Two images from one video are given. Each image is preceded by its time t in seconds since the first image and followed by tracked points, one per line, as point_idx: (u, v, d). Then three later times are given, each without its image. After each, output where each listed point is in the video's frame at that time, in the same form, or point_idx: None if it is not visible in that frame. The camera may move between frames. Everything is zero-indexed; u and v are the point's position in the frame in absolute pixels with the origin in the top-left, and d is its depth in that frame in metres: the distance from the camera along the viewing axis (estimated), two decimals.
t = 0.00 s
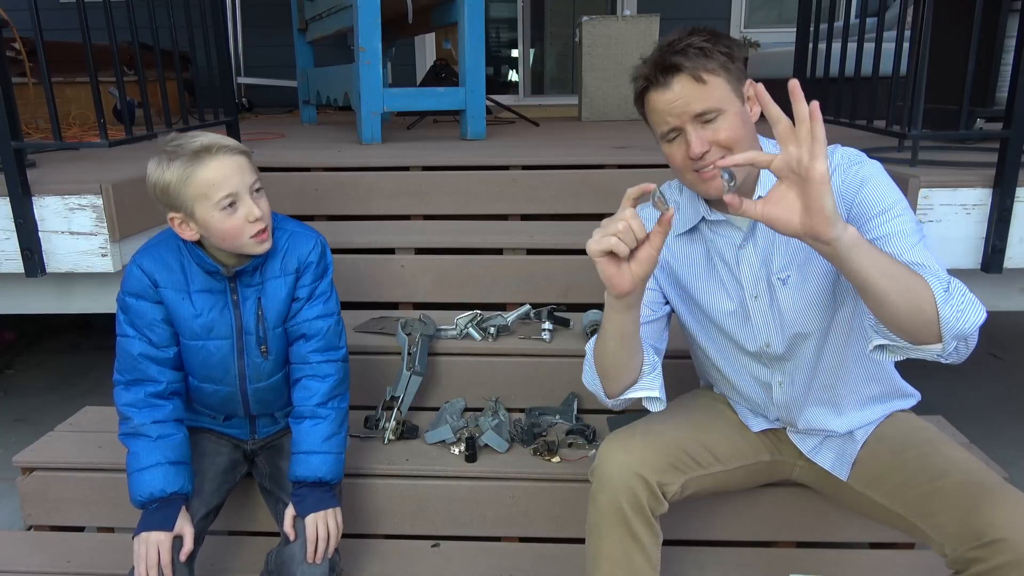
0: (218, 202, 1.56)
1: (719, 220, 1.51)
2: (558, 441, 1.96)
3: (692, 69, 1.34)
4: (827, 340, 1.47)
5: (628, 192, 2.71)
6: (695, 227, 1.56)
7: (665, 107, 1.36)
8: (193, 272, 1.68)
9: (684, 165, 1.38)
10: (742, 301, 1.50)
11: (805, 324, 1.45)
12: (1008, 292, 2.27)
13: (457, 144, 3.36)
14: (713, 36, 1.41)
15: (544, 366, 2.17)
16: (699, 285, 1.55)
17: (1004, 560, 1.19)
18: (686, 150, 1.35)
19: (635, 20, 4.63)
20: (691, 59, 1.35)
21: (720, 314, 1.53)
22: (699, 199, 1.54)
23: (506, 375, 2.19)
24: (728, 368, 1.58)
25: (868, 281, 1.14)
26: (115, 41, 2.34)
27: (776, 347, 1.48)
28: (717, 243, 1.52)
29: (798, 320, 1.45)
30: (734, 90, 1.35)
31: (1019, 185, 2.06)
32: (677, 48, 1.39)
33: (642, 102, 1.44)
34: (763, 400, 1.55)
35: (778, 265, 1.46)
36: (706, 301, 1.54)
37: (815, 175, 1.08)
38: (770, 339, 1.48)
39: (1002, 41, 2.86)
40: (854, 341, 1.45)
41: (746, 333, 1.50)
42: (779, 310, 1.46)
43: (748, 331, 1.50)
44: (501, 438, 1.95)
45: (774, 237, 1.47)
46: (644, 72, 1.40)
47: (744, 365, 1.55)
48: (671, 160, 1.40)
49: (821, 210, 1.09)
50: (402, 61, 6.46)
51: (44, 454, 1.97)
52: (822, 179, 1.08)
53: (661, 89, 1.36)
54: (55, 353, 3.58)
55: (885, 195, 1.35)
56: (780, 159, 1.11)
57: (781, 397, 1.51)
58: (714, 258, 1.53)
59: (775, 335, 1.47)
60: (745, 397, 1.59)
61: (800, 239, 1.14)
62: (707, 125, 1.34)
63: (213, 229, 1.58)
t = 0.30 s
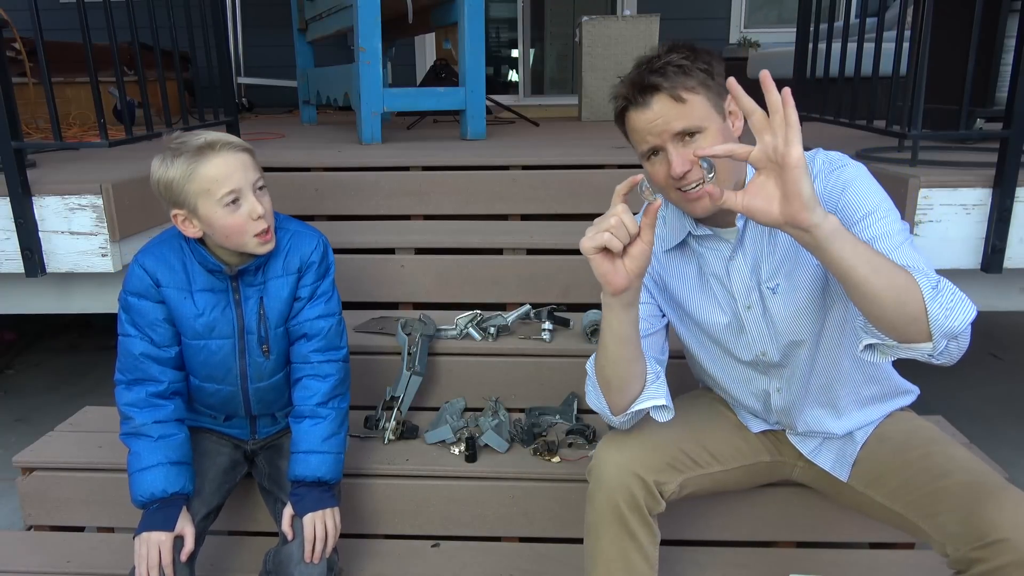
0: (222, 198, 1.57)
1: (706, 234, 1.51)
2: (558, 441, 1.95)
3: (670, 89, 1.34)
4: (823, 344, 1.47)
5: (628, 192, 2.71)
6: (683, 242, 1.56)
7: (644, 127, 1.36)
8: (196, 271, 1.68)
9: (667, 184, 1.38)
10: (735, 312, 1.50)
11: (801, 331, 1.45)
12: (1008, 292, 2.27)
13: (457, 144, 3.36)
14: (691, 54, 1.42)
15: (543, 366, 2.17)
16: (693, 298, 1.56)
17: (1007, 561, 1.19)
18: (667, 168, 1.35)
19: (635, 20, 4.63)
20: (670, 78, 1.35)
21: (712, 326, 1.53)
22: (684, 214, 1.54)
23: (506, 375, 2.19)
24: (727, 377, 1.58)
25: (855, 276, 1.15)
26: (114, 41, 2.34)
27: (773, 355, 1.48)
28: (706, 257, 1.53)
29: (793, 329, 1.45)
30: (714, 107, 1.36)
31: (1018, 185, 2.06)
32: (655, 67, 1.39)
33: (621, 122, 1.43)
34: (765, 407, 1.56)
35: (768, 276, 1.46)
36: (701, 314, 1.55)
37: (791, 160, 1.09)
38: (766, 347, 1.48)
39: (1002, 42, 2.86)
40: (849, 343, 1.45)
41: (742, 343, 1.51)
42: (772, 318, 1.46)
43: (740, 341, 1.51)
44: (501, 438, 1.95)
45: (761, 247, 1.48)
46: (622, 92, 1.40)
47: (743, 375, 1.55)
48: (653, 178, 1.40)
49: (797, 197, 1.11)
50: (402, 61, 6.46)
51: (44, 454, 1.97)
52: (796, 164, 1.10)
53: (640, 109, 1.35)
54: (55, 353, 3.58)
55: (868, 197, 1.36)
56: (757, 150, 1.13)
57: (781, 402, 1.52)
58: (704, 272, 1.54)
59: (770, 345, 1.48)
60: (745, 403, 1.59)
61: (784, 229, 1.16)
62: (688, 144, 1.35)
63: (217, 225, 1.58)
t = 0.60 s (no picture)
0: (229, 199, 1.57)
1: (705, 235, 1.51)
2: (558, 441, 1.95)
3: (678, 88, 1.34)
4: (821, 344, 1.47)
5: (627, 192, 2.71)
6: (682, 244, 1.56)
7: (649, 127, 1.35)
8: (199, 271, 1.68)
9: (671, 186, 1.37)
10: (733, 314, 1.50)
11: (799, 332, 1.45)
12: (1008, 292, 2.27)
13: (457, 144, 3.36)
14: (697, 55, 1.42)
15: (543, 366, 2.17)
16: (692, 299, 1.55)
17: (1006, 561, 1.19)
18: (672, 169, 1.35)
19: (635, 20, 4.63)
20: (677, 78, 1.35)
21: (711, 327, 1.53)
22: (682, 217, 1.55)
23: (506, 376, 2.19)
24: (726, 377, 1.58)
25: (855, 257, 1.16)
26: (114, 41, 2.33)
27: (772, 357, 1.48)
28: (704, 259, 1.53)
29: (791, 330, 1.45)
30: (720, 109, 1.36)
31: (1018, 185, 2.06)
32: (661, 66, 1.39)
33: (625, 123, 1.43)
34: (764, 408, 1.55)
35: (766, 278, 1.46)
36: (700, 315, 1.54)
37: (783, 141, 1.12)
38: (764, 348, 1.48)
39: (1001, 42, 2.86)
40: (847, 344, 1.45)
41: (741, 345, 1.51)
42: (770, 320, 1.47)
43: (739, 343, 1.51)
44: (501, 438, 1.95)
45: (760, 249, 1.48)
46: (628, 90, 1.39)
47: (742, 376, 1.55)
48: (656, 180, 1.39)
49: (793, 174, 1.14)
50: (402, 61, 6.46)
51: (44, 454, 1.97)
52: (789, 144, 1.12)
53: (646, 108, 1.35)
54: (56, 353, 3.59)
55: (866, 193, 1.36)
56: (752, 136, 1.15)
57: (780, 403, 1.52)
58: (702, 274, 1.54)
59: (768, 346, 1.48)
60: (744, 404, 1.59)
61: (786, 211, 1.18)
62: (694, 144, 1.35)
63: (224, 226, 1.58)
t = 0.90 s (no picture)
0: (247, 203, 1.57)
1: (706, 234, 1.52)
2: (558, 441, 1.95)
3: (690, 88, 1.34)
4: (822, 344, 1.47)
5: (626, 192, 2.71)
6: (683, 242, 1.56)
7: (658, 125, 1.36)
8: (205, 270, 1.68)
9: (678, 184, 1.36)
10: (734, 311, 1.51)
11: (799, 330, 1.46)
12: (1007, 292, 2.27)
13: (457, 144, 3.36)
14: (709, 56, 1.42)
15: (543, 366, 2.17)
16: (692, 297, 1.55)
17: (1006, 560, 1.19)
18: (680, 168, 1.35)
19: (635, 20, 4.63)
20: (690, 77, 1.35)
21: (711, 326, 1.53)
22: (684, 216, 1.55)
23: (506, 376, 2.19)
24: (725, 376, 1.57)
25: (852, 233, 1.20)
26: (114, 41, 2.33)
27: (771, 355, 1.48)
28: (706, 257, 1.53)
29: (792, 328, 1.46)
30: (730, 111, 1.36)
31: (1018, 185, 2.06)
32: (673, 65, 1.39)
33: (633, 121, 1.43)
34: (764, 407, 1.55)
35: (768, 275, 1.47)
36: (700, 313, 1.54)
37: (776, 119, 1.18)
38: (765, 347, 1.48)
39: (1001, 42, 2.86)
40: (848, 343, 1.45)
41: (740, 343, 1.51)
42: (770, 317, 1.47)
43: (739, 341, 1.51)
44: (501, 438, 1.95)
45: (762, 247, 1.48)
46: (640, 87, 1.39)
47: (741, 374, 1.55)
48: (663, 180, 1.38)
49: (787, 150, 1.19)
50: (402, 61, 6.46)
51: (44, 454, 1.97)
52: (782, 121, 1.18)
53: (658, 106, 1.36)
54: (56, 353, 3.59)
55: (868, 188, 1.38)
56: (748, 119, 1.23)
57: (781, 402, 1.52)
58: (703, 272, 1.54)
59: (769, 344, 1.48)
60: (745, 404, 1.59)
61: (786, 187, 1.24)
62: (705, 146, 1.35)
63: (240, 229, 1.58)
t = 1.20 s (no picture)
0: (282, 218, 1.58)
1: (707, 233, 1.52)
2: (558, 441, 1.95)
3: (698, 86, 1.33)
4: (822, 343, 1.47)
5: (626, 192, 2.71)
6: (683, 241, 1.57)
7: (665, 122, 1.35)
8: (205, 269, 1.67)
9: (686, 183, 1.37)
10: (734, 310, 1.51)
11: (799, 329, 1.46)
12: (1007, 292, 2.27)
13: (457, 144, 3.36)
14: (715, 54, 1.41)
15: (543, 366, 2.17)
16: (692, 297, 1.55)
17: (1006, 560, 1.19)
18: (686, 167, 1.35)
19: (635, 20, 4.63)
20: (697, 75, 1.34)
21: (711, 325, 1.53)
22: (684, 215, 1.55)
23: (506, 375, 2.19)
24: (725, 375, 1.57)
25: (845, 225, 1.21)
26: (114, 41, 2.33)
27: (771, 355, 1.48)
28: (707, 256, 1.54)
29: (792, 328, 1.46)
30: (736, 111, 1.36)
31: (1018, 185, 2.06)
32: (681, 63, 1.38)
33: (639, 118, 1.42)
34: (765, 407, 1.55)
35: (768, 274, 1.47)
36: (700, 313, 1.54)
37: (773, 116, 1.20)
38: (766, 346, 1.48)
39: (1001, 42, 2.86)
40: (848, 342, 1.45)
41: (740, 343, 1.51)
42: (771, 316, 1.47)
43: (739, 341, 1.51)
44: (501, 438, 1.95)
45: (763, 246, 1.48)
46: (647, 84, 1.39)
47: (742, 373, 1.55)
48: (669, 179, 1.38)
49: (782, 146, 1.20)
50: (402, 61, 6.46)
51: (44, 454, 1.96)
52: (779, 119, 1.20)
53: (664, 103, 1.35)
54: (55, 353, 3.59)
55: (867, 186, 1.38)
56: (748, 117, 1.24)
57: (781, 402, 1.51)
58: (704, 271, 1.54)
59: (769, 343, 1.48)
60: (746, 404, 1.59)
61: (785, 183, 1.25)
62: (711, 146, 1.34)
63: (269, 242, 1.59)
